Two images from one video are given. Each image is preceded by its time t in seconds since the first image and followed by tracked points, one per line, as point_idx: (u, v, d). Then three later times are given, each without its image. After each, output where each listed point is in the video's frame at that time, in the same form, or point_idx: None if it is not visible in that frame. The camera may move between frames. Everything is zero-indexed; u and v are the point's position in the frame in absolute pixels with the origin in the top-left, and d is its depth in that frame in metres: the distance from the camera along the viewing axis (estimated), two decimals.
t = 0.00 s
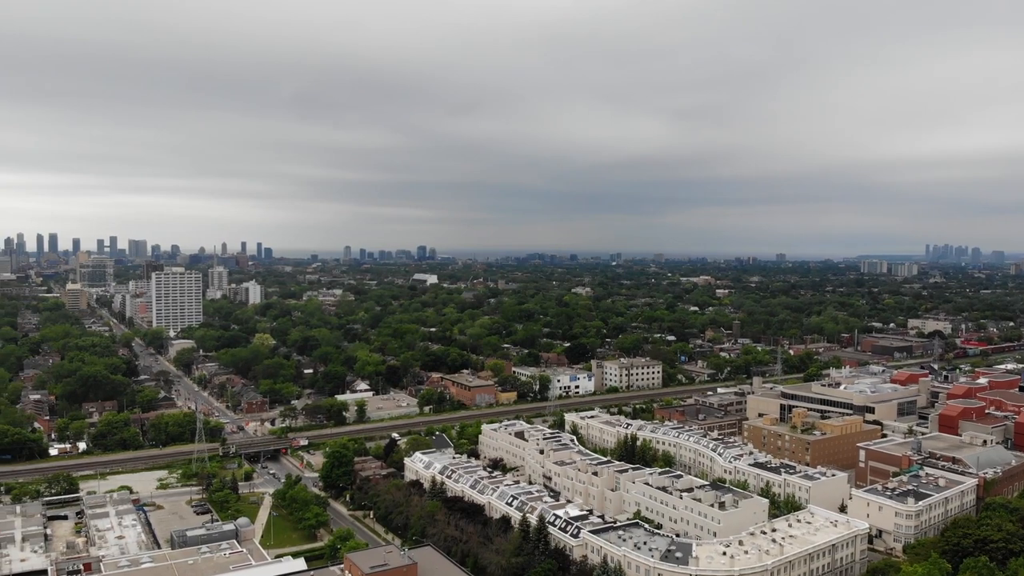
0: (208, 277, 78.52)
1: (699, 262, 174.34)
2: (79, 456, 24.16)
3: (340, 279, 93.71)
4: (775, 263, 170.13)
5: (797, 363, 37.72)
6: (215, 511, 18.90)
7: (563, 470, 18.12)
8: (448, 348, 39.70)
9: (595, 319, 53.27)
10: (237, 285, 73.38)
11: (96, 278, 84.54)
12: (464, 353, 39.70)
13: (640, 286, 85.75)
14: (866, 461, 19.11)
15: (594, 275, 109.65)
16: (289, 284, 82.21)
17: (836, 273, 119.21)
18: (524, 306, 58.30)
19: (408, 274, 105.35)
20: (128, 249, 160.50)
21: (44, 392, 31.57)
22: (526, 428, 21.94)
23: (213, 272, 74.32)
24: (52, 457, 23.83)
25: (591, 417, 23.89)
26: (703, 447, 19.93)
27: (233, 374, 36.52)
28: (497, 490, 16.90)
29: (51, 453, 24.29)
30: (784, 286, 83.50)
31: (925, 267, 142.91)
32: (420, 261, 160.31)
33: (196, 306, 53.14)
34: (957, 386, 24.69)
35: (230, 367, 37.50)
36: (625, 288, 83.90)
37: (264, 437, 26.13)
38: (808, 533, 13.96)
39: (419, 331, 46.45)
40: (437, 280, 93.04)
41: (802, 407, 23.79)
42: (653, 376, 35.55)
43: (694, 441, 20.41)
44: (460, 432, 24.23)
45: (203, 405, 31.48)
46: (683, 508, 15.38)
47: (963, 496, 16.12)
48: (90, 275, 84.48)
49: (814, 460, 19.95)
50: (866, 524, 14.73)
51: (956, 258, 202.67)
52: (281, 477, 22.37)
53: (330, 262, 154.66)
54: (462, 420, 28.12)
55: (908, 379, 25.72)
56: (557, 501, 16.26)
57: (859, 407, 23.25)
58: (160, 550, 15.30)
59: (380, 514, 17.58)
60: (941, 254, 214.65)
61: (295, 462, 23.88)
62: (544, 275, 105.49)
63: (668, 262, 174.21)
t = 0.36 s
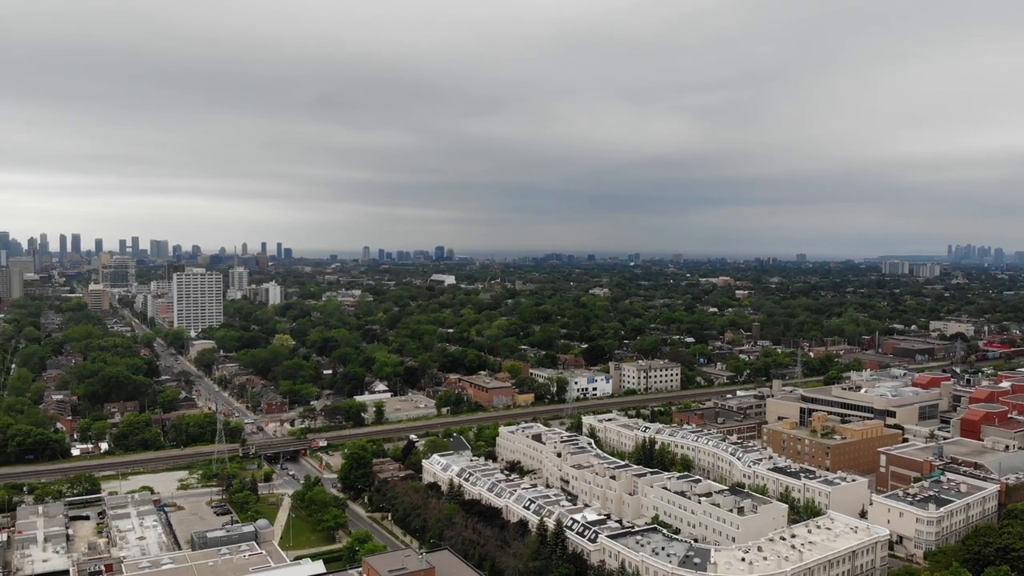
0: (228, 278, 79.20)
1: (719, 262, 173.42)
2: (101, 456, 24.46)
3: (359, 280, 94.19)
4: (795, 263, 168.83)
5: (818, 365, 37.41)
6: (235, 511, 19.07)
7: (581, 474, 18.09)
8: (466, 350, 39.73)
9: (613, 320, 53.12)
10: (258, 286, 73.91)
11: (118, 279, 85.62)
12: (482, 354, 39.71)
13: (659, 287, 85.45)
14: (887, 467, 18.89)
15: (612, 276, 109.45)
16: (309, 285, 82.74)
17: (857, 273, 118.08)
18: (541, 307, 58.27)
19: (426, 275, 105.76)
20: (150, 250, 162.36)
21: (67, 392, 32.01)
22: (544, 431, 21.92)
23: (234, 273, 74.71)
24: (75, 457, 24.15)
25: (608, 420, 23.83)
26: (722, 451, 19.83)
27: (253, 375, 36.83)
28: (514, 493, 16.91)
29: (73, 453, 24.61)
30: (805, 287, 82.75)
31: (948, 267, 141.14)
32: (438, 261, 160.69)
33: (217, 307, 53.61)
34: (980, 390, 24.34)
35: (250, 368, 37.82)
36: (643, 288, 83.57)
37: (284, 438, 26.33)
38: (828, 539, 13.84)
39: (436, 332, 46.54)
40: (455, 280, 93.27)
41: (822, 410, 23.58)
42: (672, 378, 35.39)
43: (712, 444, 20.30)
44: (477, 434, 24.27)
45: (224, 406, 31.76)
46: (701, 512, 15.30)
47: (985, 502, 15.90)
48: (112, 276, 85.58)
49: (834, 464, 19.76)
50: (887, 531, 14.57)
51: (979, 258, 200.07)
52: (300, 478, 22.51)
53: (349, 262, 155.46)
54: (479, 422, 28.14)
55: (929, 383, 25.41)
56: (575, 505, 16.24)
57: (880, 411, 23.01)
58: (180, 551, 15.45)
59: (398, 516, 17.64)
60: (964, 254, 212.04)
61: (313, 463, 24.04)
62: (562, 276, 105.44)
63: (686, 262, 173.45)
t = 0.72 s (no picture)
0: (248, 279, 79.97)
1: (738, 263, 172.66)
2: (123, 456, 24.78)
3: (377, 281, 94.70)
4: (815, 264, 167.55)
5: (838, 368, 37.12)
6: (255, 513, 19.24)
7: (599, 477, 18.06)
8: (484, 351, 39.75)
9: (631, 322, 52.98)
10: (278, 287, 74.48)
11: (140, 279, 86.77)
12: (500, 356, 39.72)
13: (677, 288, 85.27)
14: (908, 472, 18.69)
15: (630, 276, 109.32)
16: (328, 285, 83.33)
17: (878, 274, 116.93)
18: (558, 308, 58.26)
19: (444, 275, 106.21)
20: (172, 249, 164.24)
21: (90, 392, 32.46)
22: (562, 434, 21.89)
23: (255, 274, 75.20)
24: (97, 457, 24.49)
25: (627, 423, 23.76)
26: (741, 455, 19.70)
27: (273, 376, 37.13)
28: (532, 497, 16.91)
29: (96, 454, 24.96)
30: (826, 288, 82.07)
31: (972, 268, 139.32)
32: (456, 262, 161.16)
33: (237, 307, 54.11)
34: (1004, 394, 23.99)
35: (271, 369, 38.14)
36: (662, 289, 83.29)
37: (303, 439, 26.51)
38: (848, 546, 13.71)
39: (454, 333, 46.64)
40: (474, 281, 93.55)
41: (842, 414, 23.37)
42: (691, 381, 35.26)
43: (731, 449, 20.17)
44: (495, 436, 24.30)
45: (244, 407, 32.05)
46: (720, 518, 15.21)
47: (1008, 508, 15.70)
48: (135, 276, 86.75)
49: (855, 469, 19.59)
50: (908, 537, 14.42)
51: (1003, 258, 197.51)
52: (319, 479, 22.66)
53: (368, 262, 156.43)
54: (497, 424, 28.18)
55: (951, 387, 25.10)
56: (593, 509, 16.21)
57: (901, 415, 22.77)
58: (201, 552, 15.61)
59: (416, 518, 17.70)
60: (988, 254, 209.53)
61: (332, 465, 24.19)
62: (579, 277, 105.38)
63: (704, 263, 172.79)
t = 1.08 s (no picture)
0: (269, 280, 80.69)
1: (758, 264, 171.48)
2: (146, 456, 25.09)
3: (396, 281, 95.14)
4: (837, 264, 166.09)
5: (860, 371, 36.77)
6: (275, 514, 19.40)
7: (618, 481, 18.00)
8: (502, 353, 39.76)
9: (650, 323, 52.78)
10: (299, 287, 74.99)
11: (163, 279, 87.84)
12: (518, 357, 39.72)
13: (697, 288, 84.91)
14: (931, 477, 18.45)
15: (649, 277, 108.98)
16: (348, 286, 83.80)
17: (901, 275, 115.58)
18: (577, 309, 58.17)
19: (463, 276, 106.61)
20: (194, 250, 165.95)
21: (114, 392, 32.91)
22: (580, 437, 21.85)
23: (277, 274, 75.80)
24: (120, 458, 24.80)
25: (646, 427, 23.67)
26: (762, 459, 19.54)
27: (294, 376, 37.41)
28: (550, 501, 16.90)
29: (119, 454, 25.27)
30: (848, 289, 81.34)
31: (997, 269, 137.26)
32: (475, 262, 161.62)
33: (258, 308, 54.57)
34: None
35: (291, 369, 38.43)
36: (681, 290, 82.93)
37: (323, 440, 26.69)
38: (870, 553, 13.56)
39: (473, 334, 46.70)
40: (492, 282, 93.73)
41: (864, 418, 23.13)
42: (710, 384, 35.07)
43: (752, 453, 20.02)
44: (514, 438, 24.29)
45: (265, 407, 32.34)
46: (740, 523, 15.11)
47: None
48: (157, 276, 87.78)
49: (877, 474, 19.37)
50: (930, 544, 14.24)
51: None
52: (339, 481, 22.79)
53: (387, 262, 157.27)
54: (515, 426, 28.19)
55: (975, 391, 24.75)
56: (611, 514, 16.16)
57: (923, 420, 22.49)
58: (222, 553, 15.76)
59: (435, 520, 17.75)
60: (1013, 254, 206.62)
61: (351, 466, 24.33)
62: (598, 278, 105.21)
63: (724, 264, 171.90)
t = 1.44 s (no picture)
0: (288, 281, 81.25)
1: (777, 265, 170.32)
2: (166, 457, 25.37)
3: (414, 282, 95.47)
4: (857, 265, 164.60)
5: (881, 373, 36.43)
6: (294, 515, 19.55)
7: (635, 485, 17.96)
8: (519, 354, 39.78)
9: (667, 324, 52.60)
10: (318, 287, 75.43)
11: (183, 279, 88.80)
12: (535, 359, 39.73)
13: (715, 289, 84.55)
14: (951, 482, 18.23)
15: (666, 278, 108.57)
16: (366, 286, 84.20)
17: (922, 276, 114.22)
18: (594, 310, 58.06)
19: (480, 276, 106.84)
20: (214, 250, 167.54)
21: (135, 392, 33.31)
22: (597, 439, 21.80)
23: (295, 274, 76.31)
24: (141, 458, 25.10)
25: (663, 429, 23.58)
26: (780, 463, 19.41)
27: (313, 377, 37.65)
28: (567, 504, 16.89)
29: (140, 454, 25.55)
30: (868, 290, 80.67)
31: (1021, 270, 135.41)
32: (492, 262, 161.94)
33: (277, 308, 54.97)
34: None
35: (310, 370, 38.69)
36: (699, 291, 82.59)
37: (341, 440, 26.86)
38: (890, 559, 13.43)
39: (490, 335, 46.76)
40: (509, 283, 93.82)
41: (884, 422, 22.90)
42: (729, 386, 34.86)
43: (770, 457, 19.89)
44: (530, 440, 24.31)
45: (284, 408, 32.58)
46: (758, 528, 15.02)
47: None
48: (178, 276, 88.71)
49: (897, 479, 19.18)
50: (951, 551, 14.07)
51: None
52: (357, 482, 22.91)
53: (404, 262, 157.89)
54: (532, 428, 28.17)
55: (998, 395, 24.41)
56: (629, 518, 16.13)
57: (944, 424, 22.22)
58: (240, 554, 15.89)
59: (452, 523, 17.78)
60: None
61: (369, 467, 24.47)
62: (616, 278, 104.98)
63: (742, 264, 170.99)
